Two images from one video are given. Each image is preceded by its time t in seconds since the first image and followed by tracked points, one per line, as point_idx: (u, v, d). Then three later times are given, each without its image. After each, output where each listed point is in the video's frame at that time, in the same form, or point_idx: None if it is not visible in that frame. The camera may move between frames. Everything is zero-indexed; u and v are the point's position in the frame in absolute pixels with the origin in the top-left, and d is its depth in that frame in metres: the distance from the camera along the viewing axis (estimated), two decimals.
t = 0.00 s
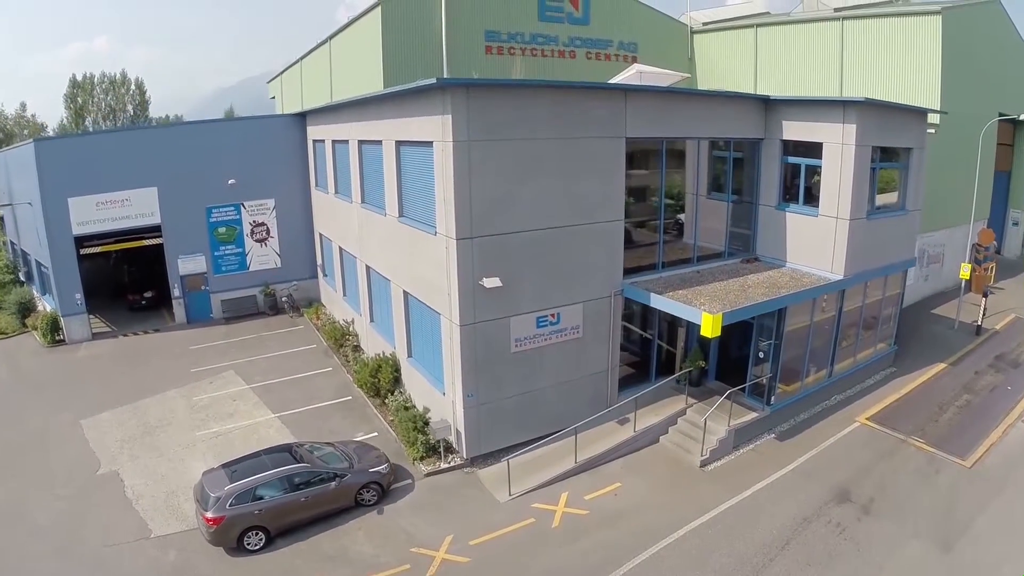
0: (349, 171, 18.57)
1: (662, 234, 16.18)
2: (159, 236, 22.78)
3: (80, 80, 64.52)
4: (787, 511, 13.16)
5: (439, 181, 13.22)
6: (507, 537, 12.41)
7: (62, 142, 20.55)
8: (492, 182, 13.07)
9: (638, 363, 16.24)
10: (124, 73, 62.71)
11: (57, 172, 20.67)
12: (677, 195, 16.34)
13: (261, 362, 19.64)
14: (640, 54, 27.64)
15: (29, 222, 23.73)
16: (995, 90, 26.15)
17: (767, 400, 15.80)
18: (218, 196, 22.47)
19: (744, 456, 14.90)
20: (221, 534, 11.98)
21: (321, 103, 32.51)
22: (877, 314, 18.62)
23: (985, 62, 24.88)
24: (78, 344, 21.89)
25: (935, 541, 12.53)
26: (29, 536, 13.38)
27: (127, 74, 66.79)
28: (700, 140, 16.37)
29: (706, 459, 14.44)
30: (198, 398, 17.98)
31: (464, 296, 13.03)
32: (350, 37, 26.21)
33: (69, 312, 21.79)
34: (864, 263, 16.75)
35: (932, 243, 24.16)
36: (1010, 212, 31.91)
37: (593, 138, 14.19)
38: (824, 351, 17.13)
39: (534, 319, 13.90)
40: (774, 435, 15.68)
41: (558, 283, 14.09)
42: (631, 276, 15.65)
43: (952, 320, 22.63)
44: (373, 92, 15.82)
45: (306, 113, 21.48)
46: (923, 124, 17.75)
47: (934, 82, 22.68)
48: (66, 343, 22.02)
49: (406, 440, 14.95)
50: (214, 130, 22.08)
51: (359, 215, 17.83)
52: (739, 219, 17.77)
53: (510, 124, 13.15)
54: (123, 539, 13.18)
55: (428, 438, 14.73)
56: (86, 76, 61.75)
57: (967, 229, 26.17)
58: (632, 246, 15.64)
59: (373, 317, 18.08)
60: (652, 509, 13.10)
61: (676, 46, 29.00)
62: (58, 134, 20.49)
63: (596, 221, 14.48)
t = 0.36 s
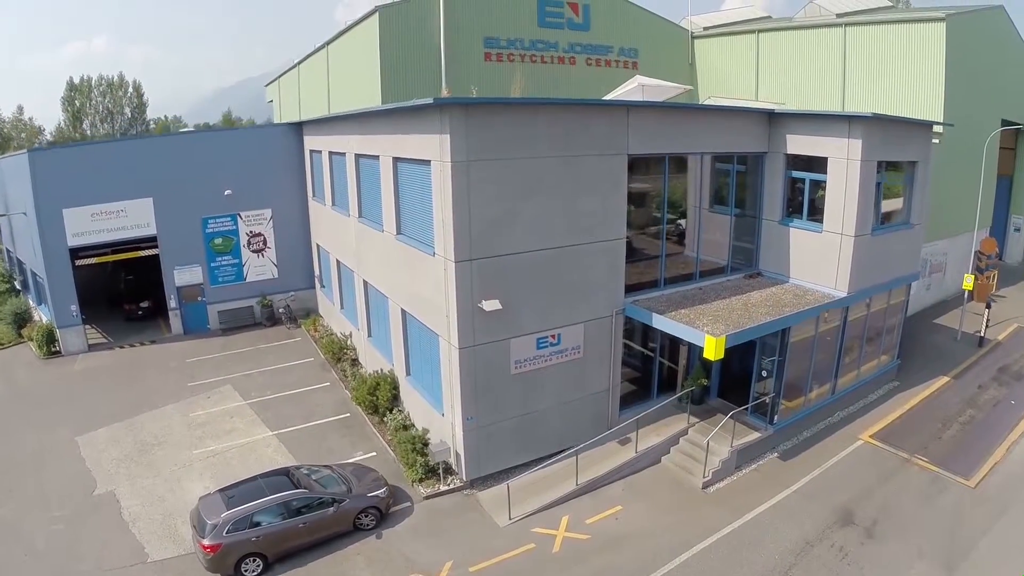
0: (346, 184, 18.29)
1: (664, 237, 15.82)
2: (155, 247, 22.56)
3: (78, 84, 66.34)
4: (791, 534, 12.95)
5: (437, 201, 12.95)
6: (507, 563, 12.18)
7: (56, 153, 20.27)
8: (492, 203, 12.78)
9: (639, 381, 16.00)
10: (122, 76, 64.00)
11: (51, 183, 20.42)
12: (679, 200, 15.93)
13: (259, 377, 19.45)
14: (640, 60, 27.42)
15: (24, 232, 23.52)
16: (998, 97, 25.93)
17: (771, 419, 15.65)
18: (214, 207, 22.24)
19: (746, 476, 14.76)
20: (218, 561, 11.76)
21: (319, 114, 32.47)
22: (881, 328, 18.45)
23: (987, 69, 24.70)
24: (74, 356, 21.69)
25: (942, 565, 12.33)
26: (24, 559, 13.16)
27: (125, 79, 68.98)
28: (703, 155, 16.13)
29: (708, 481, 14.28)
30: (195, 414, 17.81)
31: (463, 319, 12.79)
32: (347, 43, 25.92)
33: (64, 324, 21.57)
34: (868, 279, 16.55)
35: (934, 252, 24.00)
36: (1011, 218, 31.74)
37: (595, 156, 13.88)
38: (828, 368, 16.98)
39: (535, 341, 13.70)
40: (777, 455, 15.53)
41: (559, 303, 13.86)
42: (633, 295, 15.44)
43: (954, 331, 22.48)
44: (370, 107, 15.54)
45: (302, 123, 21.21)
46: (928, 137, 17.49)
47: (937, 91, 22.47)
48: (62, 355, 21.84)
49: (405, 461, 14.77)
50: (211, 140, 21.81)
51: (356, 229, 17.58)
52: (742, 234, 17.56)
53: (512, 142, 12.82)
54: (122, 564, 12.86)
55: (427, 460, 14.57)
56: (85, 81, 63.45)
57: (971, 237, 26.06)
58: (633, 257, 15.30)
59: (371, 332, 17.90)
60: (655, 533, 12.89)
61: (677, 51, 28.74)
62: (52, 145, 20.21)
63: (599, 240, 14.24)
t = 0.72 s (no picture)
0: (343, 196, 18.05)
1: (668, 243, 15.45)
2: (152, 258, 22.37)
3: (78, 86, 67.44)
4: (796, 559, 12.74)
5: (436, 223, 12.72)
6: None
7: (51, 163, 20.03)
8: (493, 224, 12.55)
9: (640, 399, 15.87)
10: (121, 78, 64.58)
11: (47, 194, 20.19)
12: (681, 207, 15.49)
13: (257, 391, 19.29)
14: (642, 66, 27.14)
15: (20, 242, 23.32)
16: (1003, 103, 25.66)
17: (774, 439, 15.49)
18: (211, 217, 22.07)
19: (749, 497, 14.58)
20: None
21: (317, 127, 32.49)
22: (885, 344, 18.27)
23: (993, 75, 24.44)
24: (71, 367, 21.51)
25: None
26: None
27: (120, 80, 69.53)
28: (707, 171, 15.90)
29: (711, 503, 14.10)
30: (193, 430, 17.65)
31: (463, 343, 12.59)
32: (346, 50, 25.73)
33: (61, 335, 21.37)
34: (873, 295, 16.32)
35: (938, 262, 23.81)
36: (1015, 224, 31.50)
37: (597, 175, 13.63)
38: (832, 385, 16.83)
39: (535, 363, 13.51)
40: (780, 475, 15.37)
41: (560, 324, 13.67)
42: (636, 314, 15.24)
43: (959, 342, 22.30)
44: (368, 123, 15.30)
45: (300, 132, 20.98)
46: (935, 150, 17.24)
47: (943, 99, 22.22)
48: (59, 366, 21.66)
49: (404, 482, 14.57)
50: (208, 149, 21.60)
51: (354, 244, 17.38)
52: (746, 248, 17.34)
53: (513, 162, 12.54)
54: None
55: (426, 482, 14.37)
56: (84, 83, 64.43)
57: (975, 246, 25.86)
58: (636, 269, 14.96)
59: (369, 348, 17.74)
60: (658, 558, 12.67)
61: (679, 56, 28.44)
62: (47, 155, 19.96)
63: (600, 260, 14.03)
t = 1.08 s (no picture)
0: (342, 209, 17.76)
1: (673, 258, 15.20)
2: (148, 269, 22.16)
3: (77, 89, 67.38)
4: None
5: (435, 247, 12.44)
6: None
7: (46, 174, 19.79)
8: (494, 248, 12.28)
9: (643, 417, 15.68)
10: (120, 81, 64.32)
11: (42, 206, 19.96)
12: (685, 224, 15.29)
13: (256, 407, 19.09)
14: (644, 72, 26.85)
15: (16, 252, 23.10)
16: (1009, 110, 25.36)
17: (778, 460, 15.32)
18: (209, 229, 21.86)
19: (753, 521, 14.40)
20: None
21: (315, 135, 32.29)
22: (891, 361, 18.07)
23: (1000, 81, 24.14)
24: (68, 380, 21.33)
25: None
26: None
27: (121, 82, 69.24)
28: (712, 188, 15.66)
29: (714, 527, 13.90)
30: (192, 448, 17.44)
31: (462, 370, 12.38)
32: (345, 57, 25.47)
33: (57, 347, 21.17)
34: (880, 314, 16.08)
35: (943, 271, 23.60)
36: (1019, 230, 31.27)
37: (600, 196, 13.35)
38: (838, 405, 16.65)
39: (537, 387, 13.31)
40: (784, 497, 15.20)
41: (562, 348, 13.46)
42: (639, 335, 15.03)
43: (964, 354, 22.10)
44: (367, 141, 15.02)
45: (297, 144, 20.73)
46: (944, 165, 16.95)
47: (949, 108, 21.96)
48: (56, 379, 21.48)
49: (404, 506, 14.32)
50: (204, 160, 21.37)
51: (352, 260, 17.14)
52: (751, 265, 17.13)
53: (515, 184, 12.26)
54: None
55: (426, 506, 14.14)
56: (83, 86, 64.36)
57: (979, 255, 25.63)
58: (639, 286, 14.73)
59: (368, 365, 17.58)
60: None
61: (681, 62, 28.12)
62: (42, 166, 19.71)
63: (604, 282, 13.79)
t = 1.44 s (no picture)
0: (339, 224, 17.51)
1: (677, 279, 14.98)
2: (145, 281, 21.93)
3: (76, 91, 67.18)
4: None
5: (433, 273, 12.19)
6: None
7: (40, 186, 19.52)
8: (495, 276, 12.01)
9: (646, 437, 15.51)
10: (118, 83, 63.99)
11: (37, 218, 19.71)
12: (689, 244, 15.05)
13: (254, 424, 18.90)
14: (647, 78, 26.59)
15: (11, 263, 22.86)
16: (1016, 117, 25.06)
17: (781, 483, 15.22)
18: (205, 241, 21.62)
19: (757, 545, 14.19)
20: None
21: (314, 141, 32.03)
22: (896, 379, 17.88)
23: (1007, 89, 23.85)
24: (64, 394, 21.13)
25: None
26: None
27: (120, 83, 68.91)
28: (717, 206, 15.41)
29: (716, 552, 13.69)
30: (189, 467, 17.22)
31: (461, 399, 12.16)
32: (344, 63, 25.17)
33: (53, 361, 20.97)
34: (887, 334, 15.83)
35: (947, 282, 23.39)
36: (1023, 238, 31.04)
37: (604, 218, 13.09)
38: (843, 425, 16.47)
39: (538, 414, 13.12)
40: (787, 520, 15.03)
41: (564, 374, 13.25)
42: (642, 357, 14.82)
43: (968, 367, 21.91)
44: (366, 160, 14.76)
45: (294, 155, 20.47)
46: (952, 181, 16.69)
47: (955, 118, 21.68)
48: (52, 393, 21.27)
49: (403, 530, 13.98)
50: (201, 171, 21.10)
51: (350, 277, 16.91)
52: (756, 282, 16.92)
53: (518, 209, 11.98)
54: None
55: (426, 531, 13.81)
56: (81, 89, 64.20)
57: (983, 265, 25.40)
58: (643, 305, 14.51)
59: (367, 383, 17.42)
60: None
61: (684, 67, 27.83)
62: (36, 178, 19.45)
63: (606, 306, 13.55)
